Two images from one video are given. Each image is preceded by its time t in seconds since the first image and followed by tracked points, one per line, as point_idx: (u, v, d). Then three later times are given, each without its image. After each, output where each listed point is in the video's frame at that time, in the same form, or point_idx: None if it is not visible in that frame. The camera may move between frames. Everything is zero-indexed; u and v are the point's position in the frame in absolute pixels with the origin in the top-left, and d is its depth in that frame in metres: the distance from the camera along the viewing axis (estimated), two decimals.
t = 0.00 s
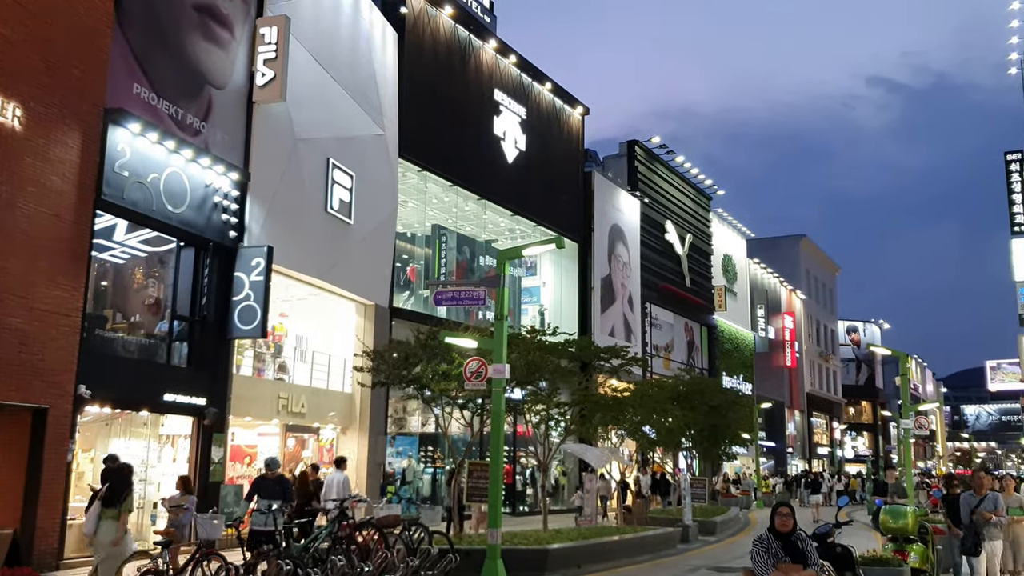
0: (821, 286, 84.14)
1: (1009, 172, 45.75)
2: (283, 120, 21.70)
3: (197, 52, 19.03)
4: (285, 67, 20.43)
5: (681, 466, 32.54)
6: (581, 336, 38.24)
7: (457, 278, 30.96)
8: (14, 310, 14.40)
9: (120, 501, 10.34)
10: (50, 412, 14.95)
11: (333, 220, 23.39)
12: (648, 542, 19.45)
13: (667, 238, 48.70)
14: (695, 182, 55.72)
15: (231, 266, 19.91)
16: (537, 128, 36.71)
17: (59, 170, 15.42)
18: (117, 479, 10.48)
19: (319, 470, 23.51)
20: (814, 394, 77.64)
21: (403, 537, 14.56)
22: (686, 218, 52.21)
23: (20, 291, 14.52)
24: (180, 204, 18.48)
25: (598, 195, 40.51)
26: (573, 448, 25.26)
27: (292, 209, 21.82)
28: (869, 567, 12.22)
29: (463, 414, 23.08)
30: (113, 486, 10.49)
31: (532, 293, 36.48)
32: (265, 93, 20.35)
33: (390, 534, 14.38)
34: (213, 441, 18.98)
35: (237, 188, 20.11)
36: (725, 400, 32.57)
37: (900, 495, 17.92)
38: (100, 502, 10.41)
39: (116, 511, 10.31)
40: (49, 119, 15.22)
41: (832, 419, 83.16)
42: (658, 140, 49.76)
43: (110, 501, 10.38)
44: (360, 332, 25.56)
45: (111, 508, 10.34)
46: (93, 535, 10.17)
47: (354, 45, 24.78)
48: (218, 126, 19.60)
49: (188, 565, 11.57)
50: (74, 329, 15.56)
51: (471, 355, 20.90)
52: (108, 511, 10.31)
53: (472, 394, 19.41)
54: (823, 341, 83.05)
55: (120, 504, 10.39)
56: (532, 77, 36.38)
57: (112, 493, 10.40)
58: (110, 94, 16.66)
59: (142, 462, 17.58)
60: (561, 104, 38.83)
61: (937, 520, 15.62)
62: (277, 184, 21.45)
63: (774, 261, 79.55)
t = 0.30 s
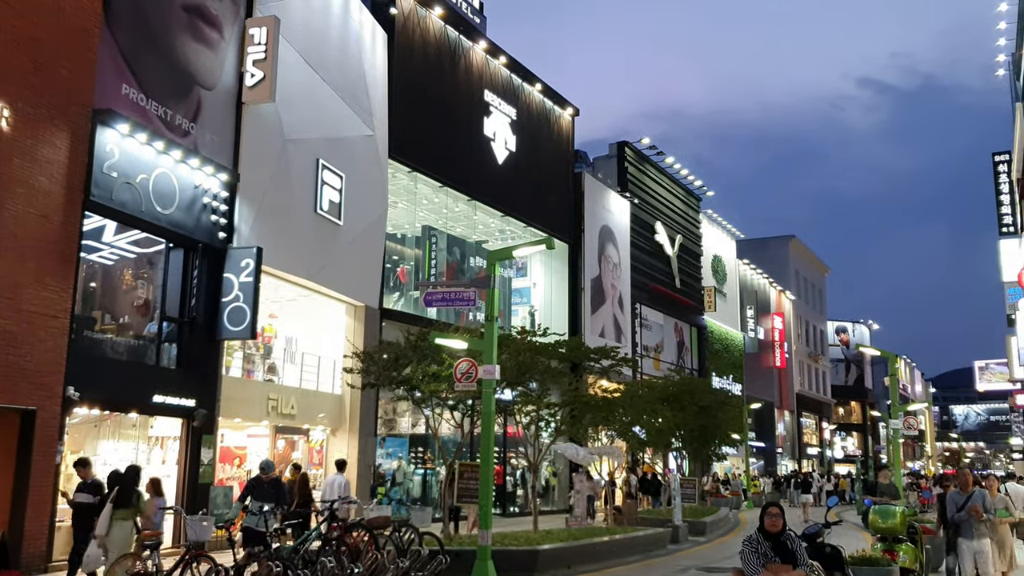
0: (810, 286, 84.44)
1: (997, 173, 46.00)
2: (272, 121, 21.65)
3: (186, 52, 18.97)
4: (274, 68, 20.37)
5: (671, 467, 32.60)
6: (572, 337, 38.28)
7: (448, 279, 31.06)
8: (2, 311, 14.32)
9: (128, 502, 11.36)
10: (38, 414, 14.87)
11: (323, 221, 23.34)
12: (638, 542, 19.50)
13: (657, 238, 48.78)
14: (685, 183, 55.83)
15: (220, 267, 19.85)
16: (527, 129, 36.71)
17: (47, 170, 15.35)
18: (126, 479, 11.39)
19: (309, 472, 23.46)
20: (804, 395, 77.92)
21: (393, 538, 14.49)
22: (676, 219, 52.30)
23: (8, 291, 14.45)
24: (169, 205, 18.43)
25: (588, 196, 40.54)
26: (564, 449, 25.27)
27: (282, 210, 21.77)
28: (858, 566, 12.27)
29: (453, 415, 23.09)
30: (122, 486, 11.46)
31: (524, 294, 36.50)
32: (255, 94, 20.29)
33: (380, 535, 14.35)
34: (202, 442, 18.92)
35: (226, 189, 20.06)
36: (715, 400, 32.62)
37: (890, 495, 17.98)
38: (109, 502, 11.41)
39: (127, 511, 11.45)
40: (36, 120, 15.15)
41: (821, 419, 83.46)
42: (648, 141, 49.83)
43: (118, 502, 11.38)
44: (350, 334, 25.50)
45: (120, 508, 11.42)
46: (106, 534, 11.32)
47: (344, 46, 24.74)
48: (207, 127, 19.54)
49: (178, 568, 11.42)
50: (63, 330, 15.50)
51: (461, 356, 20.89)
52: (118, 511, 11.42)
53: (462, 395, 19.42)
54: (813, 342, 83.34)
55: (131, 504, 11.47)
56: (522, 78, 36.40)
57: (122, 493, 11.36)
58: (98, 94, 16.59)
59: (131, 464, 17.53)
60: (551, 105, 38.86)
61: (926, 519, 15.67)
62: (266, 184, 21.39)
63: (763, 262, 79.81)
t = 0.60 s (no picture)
0: (804, 287, 84.65)
1: (990, 175, 46.28)
2: (269, 124, 21.74)
3: (184, 56, 19.04)
4: (271, 71, 20.45)
5: (665, 467, 32.72)
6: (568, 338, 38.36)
7: (445, 281, 31.13)
8: None
9: (148, 503, 11.51)
10: (35, 416, 14.92)
11: (320, 223, 23.42)
12: (633, 542, 19.63)
13: (651, 240, 48.94)
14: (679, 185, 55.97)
15: (216, 269, 19.93)
16: (523, 131, 36.81)
17: (44, 173, 15.40)
18: (145, 481, 11.52)
19: (306, 473, 23.55)
20: (798, 396, 78.13)
21: (389, 539, 14.41)
22: (670, 221, 52.50)
23: (6, 294, 14.51)
24: (166, 207, 18.49)
25: (584, 198, 40.68)
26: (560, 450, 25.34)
27: (278, 212, 21.84)
28: (852, 566, 12.39)
29: (450, 416, 23.17)
30: (142, 487, 11.52)
31: (519, 295, 36.88)
32: (252, 97, 20.37)
33: (377, 536, 14.25)
34: (198, 443, 18.95)
35: (223, 191, 20.13)
36: (710, 401, 32.73)
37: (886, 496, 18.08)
38: (132, 502, 11.60)
39: (146, 511, 11.57)
40: (33, 123, 15.18)
41: (815, 420, 83.73)
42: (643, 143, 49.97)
43: (140, 502, 11.55)
44: (347, 335, 25.58)
45: (141, 508, 11.55)
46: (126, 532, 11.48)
47: (340, 48, 24.82)
48: (204, 130, 19.61)
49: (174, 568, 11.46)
50: (59, 332, 15.55)
51: (457, 358, 20.99)
52: (139, 512, 11.54)
53: (459, 396, 19.67)
54: (806, 343, 83.61)
55: (150, 505, 11.60)
56: (517, 81, 36.53)
57: (142, 495, 11.52)
58: (96, 97, 16.65)
59: (127, 465, 17.58)
60: (547, 107, 38.99)
61: (920, 519, 15.81)
62: (263, 187, 21.47)
63: (757, 264, 80.01)
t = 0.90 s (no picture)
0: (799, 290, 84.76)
1: (985, 177, 46.41)
2: (264, 126, 21.71)
3: (179, 57, 19.02)
4: (267, 73, 20.43)
5: (661, 469, 32.71)
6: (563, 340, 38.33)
7: (440, 283, 31.10)
8: None
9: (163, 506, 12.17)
10: (28, 418, 14.87)
11: (315, 225, 23.41)
12: (628, 544, 19.65)
13: (646, 243, 48.99)
14: (674, 187, 56.02)
15: (211, 271, 19.91)
16: (519, 133, 36.83)
17: (39, 175, 15.38)
18: (164, 485, 12.25)
19: (301, 475, 23.55)
20: (793, 398, 78.25)
21: (385, 541, 14.35)
22: (666, 223, 52.58)
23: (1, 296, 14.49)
24: (161, 209, 18.45)
25: (579, 200, 40.71)
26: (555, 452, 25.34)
27: (274, 214, 21.82)
28: (847, 568, 12.42)
29: (445, 418, 23.17)
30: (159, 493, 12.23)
31: (514, 297, 36.82)
32: (247, 98, 20.34)
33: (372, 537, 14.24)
34: (193, 445, 18.91)
35: (218, 193, 20.10)
36: (705, 403, 32.79)
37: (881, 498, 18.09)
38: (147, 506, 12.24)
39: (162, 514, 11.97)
40: (28, 124, 15.16)
41: (809, 422, 83.84)
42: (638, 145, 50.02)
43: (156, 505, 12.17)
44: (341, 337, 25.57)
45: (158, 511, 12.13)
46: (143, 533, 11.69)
47: (336, 50, 24.81)
48: (199, 132, 19.58)
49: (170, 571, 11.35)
50: (54, 334, 15.51)
51: (453, 359, 20.98)
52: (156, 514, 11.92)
53: (452, 399, 20.16)
54: (801, 345, 83.70)
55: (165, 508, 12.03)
56: (512, 83, 36.55)
57: (159, 497, 12.16)
58: (91, 99, 16.63)
59: (122, 468, 17.50)
60: (542, 110, 39.04)
61: (915, 520, 15.80)
62: (258, 189, 21.45)
63: (752, 266, 80.13)
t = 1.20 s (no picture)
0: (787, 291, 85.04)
1: (971, 178, 46.66)
2: (253, 125, 21.61)
3: (167, 56, 18.92)
4: (255, 72, 20.34)
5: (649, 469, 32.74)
6: (553, 341, 38.33)
7: (429, 283, 31.06)
8: None
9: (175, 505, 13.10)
10: (14, 420, 14.74)
11: (303, 225, 23.32)
12: (617, 544, 19.67)
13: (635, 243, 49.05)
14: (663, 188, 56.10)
15: (199, 271, 19.82)
16: (508, 134, 36.81)
17: (25, 174, 15.27)
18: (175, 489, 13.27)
19: (289, 476, 23.46)
20: (781, 398, 78.52)
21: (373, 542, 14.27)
22: (655, 224, 52.66)
23: None
24: (149, 209, 18.35)
25: (568, 200, 40.71)
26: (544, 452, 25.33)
27: (262, 213, 21.73)
28: (834, 567, 12.40)
29: (434, 419, 23.13)
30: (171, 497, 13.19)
31: (503, 299, 36.68)
32: (235, 98, 20.25)
33: (360, 539, 14.19)
34: (181, 446, 18.79)
35: (206, 193, 20.00)
36: (693, 403, 32.91)
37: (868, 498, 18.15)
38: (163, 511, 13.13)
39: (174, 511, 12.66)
40: (13, 123, 15.05)
41: (797, 422, 84.12)
42: (627, 146, 50.07)
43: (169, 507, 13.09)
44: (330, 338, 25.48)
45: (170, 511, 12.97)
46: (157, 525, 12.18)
47: (324, 50, 24.72)
48: (187, 131, 19.47)
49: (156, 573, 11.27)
50: (39, 335, 15.39)
51: (442, 359, 20.94)
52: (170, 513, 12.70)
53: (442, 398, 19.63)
54: (789, 346, 83.98)
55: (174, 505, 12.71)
56: (502, 83, 36.52)
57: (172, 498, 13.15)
58: (77, 98, 16.53)
59: (108, 469, 17.39)
60: (532, 110, 39.04)
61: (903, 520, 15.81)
62: (246, 189, 21.35)
63: (740, 267, 80.36)
